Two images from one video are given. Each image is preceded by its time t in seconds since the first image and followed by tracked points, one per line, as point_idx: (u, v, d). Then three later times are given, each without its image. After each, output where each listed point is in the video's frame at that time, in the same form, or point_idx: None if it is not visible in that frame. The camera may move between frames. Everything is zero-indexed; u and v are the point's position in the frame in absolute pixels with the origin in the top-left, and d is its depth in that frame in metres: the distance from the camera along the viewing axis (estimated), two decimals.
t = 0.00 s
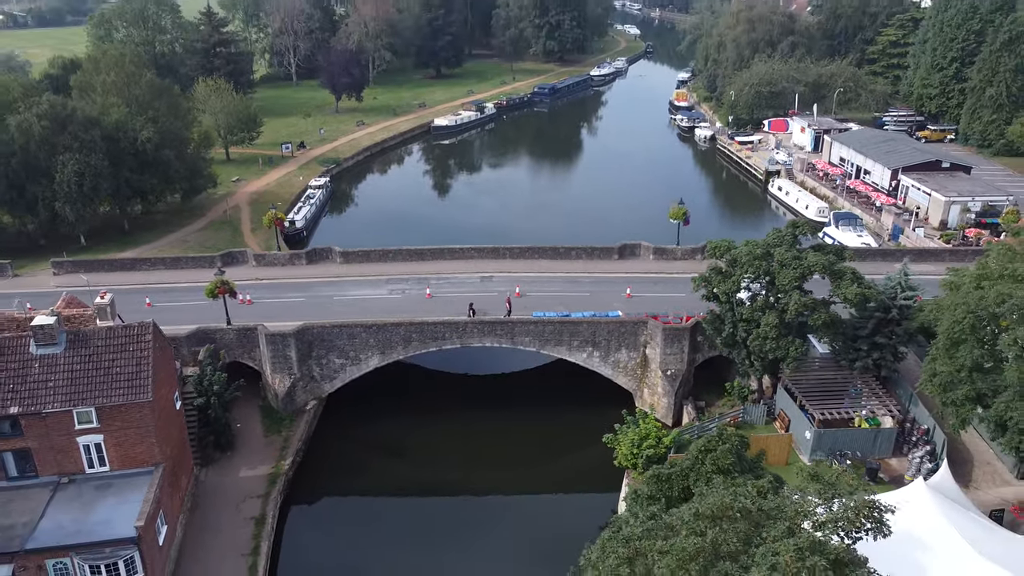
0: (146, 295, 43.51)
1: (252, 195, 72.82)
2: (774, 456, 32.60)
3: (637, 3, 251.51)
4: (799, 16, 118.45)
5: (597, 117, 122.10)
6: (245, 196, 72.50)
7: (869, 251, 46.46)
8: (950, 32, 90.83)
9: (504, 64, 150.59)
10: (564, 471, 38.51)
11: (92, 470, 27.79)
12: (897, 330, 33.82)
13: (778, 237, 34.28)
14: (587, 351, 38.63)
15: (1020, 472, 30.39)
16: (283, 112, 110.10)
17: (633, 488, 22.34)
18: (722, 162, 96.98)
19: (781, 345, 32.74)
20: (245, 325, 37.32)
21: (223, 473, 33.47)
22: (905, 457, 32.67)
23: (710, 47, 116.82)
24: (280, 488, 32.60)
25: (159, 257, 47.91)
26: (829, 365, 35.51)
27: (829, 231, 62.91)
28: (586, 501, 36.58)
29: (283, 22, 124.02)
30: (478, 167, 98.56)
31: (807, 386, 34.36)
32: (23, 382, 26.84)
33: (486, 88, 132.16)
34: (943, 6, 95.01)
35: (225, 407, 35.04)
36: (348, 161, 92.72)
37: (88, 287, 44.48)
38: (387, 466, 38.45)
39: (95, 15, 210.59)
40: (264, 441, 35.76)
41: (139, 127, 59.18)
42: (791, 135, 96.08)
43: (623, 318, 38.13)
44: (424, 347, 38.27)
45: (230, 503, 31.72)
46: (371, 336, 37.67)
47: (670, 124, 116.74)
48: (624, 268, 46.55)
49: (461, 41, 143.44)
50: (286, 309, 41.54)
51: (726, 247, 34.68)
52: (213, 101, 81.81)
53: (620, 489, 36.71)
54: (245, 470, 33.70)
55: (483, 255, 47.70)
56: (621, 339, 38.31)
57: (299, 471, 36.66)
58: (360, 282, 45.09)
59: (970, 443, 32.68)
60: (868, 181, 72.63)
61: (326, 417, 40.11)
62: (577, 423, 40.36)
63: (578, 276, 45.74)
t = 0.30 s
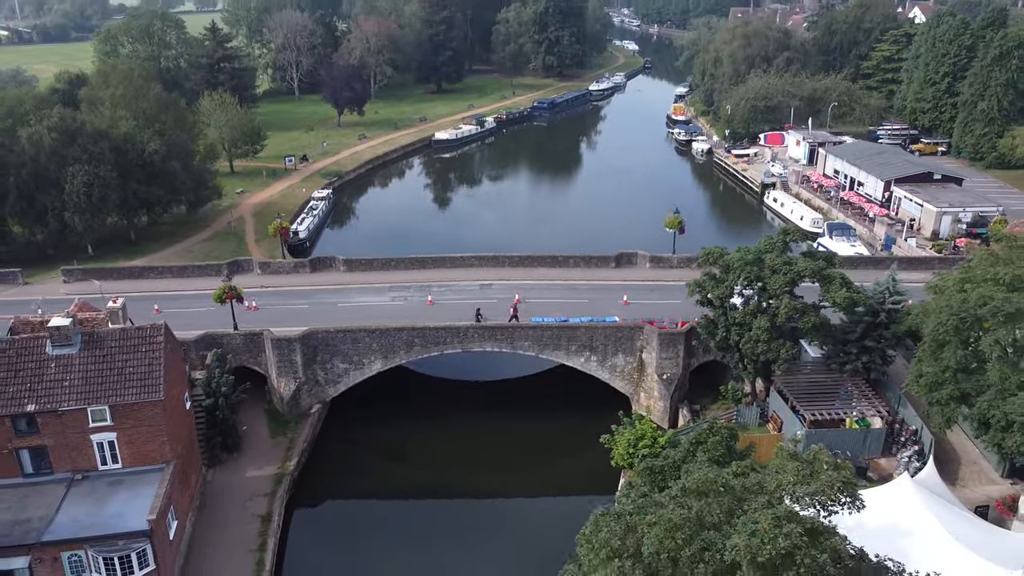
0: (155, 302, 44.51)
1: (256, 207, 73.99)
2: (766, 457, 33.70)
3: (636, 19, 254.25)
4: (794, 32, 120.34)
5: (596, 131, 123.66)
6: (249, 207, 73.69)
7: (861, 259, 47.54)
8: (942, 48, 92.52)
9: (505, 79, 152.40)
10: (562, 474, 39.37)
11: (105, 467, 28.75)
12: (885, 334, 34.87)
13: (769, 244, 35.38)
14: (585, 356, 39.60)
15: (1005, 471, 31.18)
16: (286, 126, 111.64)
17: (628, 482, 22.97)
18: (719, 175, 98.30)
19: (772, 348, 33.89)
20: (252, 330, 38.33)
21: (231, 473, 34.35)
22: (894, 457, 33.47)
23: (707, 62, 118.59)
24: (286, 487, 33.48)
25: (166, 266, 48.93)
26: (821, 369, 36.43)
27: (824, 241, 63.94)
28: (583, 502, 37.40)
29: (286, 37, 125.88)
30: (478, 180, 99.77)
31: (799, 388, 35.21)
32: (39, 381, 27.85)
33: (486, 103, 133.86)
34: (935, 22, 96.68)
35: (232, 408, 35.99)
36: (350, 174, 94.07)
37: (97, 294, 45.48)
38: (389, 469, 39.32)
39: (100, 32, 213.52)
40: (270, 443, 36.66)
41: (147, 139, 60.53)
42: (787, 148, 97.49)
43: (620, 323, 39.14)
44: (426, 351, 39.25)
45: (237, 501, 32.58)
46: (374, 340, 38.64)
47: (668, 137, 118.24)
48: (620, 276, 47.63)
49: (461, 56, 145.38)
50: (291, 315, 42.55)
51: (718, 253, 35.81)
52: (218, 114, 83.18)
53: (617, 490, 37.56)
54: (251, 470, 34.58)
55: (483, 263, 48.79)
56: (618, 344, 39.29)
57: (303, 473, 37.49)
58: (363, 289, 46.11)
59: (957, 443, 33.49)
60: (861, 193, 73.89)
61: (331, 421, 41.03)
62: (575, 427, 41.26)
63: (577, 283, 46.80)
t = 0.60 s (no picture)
0: (162, 309, 45.49)
1: (259, 218, 75.19)
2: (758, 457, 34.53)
3: (634, 36, 257.05)
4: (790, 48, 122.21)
5: (594, 145, 125.21)
6: (252, 219, 74.89)
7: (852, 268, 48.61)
8: (934, 63, 94.17)
9: (504, 94, 154.27)
10: (562, 476, 40.21)
11: (117, 466, 29.69)
12: (874, 338, 35.88)
13: (761, 250, 36.45)
14: (582, 361, 40.56)
15: (992, 471, 31.90)
16: (289, 140, 113.12)
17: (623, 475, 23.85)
18: (716, 187, 99.61)
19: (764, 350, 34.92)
20: (258, 336, 39.32)
21: (238, 474, 35.27)
22: (884, 458, 34.21)
23: (703, 77, 120.26)
24: (292, 488, 34.38)
25: (173, 274, 49.94)
26: (813, 373, 37.43)
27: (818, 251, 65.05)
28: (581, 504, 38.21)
29: (289, 53, 127.66)
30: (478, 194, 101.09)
31: (791, 391, 36.15)
32: (55, 381, 28.83)
33: (486, 117, 135.55)
34: (928, 37, 98.34)
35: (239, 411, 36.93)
36: (352, 186, 95.36)
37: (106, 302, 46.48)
38: (392, 471, 40.21)
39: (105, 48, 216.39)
40: (275, 445, 37.59)
41: (154, 152, 61.80)
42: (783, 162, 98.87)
43: (617, 329, 40.14)
44: (428, 357, 40.20)
45: (243, 501, 33.46)
46: (377, 345, 39.60)
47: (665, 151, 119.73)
48: (617, 284, 48.68)
49: (462, 72, 147.22)
50: (295, 322, 43.53)
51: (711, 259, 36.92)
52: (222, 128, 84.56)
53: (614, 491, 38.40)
54: (257, 471, 35.50)
55: (483, 271, 49.86)
56: (615, 349, 40.27)
57: (308, 476, 38.38)
58: (366, 297, 47.12)
59: (945, 444, 34.28)
60: (855, 205, 75.13)
61: (335, 426, 41.94)
62: (575, 430, 42.17)
63: (575, 291, 47.84)
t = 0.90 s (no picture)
0: (168, 315, 46.39)
1: (262, 229, 76.22)
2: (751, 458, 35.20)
3: (633, 50, 259.38)
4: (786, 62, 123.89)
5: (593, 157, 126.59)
6: (256, 229, 75.96)
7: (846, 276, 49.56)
8: (928, 76, 95.58)
9: (504, 107, 155.93)
10: (562, 479, 40.92)
11: (127, 465, 30.53)
12: (865, 343, 36.78)
13: (754, 256, 37.42)
14: (581, 366, 41.42)
15: (979, 471, 32.52)
16: (291, 152, 114.33)
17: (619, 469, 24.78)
18: (713, 199, 100.77)
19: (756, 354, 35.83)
20: (263, 341, 40.23)
21: (243, 475, 36.07)
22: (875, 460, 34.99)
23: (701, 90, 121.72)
24: (296, 488, 35.14)
25: (178, 282, 50.84)
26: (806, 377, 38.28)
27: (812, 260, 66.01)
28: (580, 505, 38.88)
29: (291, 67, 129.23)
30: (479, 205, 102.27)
31: (785, 394, 36.98)
32: (68, 382, 29.72)
33: (486, 130, 136.97)
34: (921, 51, 99.83)
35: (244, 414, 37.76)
36: (353, 198, 96.52)
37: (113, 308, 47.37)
38: (392, 474, 40.83)
39: (108, 62, 218.15)
40: (280, 447, 38.37)
41: (160, 163, 62.91)
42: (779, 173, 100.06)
43: (614, 334, 41.03)
44: (429, 361, 41.06)
45: (249, 501, 34.24)
46: (379, 350, 40.48)
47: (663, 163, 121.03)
48: (615, 292, 49.62)
49: (462, 85, 148.95)
50: (299, 328, 44.44)
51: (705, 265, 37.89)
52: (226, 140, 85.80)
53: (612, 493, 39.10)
54: (262, 472, 36.31)
55: (484, 279, 50.82)
56: (612, 354, 41.14)
57: (311, 478, 39.13)
58: (368, 304, 48.01)
59: (935, 445, 34.92)
60: (850, 216, 76.21)
61: (338, 429, 42.74)
62: (575, 434, 43.00)
63: (573, 298, 48.78)
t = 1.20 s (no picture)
0: (175, 323, 47.42)
1: (266, 241, 77.36)
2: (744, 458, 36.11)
3: (631, 66, 262.04)
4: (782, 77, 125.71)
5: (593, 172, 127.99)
6: (259, 241, 77.11)
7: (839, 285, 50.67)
8: (920, 91, 97.17)
9: (504, 122, 157.71)
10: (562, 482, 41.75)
11: (138, 464, 31.48)
12: (856, 348, 37.81)
13: (747, 264, 38.51)
14: (578, 371, 42.40)
15: (966, 471, 33.36)
16: (293, 166, 115.74)
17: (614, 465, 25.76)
18: (709, 212, 102.08)
19: (749, 358, 36.93)
20: (269, 347, 41.25)
21: (249, 477, 37.00)
22: (865, 460, 35.79)
23: (698, 105, 123.45)
24: (300, 489, 36.05)
25: (184, 292, 51.85)
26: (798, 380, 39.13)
27: (807, 270, 67.07)
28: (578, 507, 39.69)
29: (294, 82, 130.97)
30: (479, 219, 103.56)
31: (779, 397, 37.73)
32: (82, 384, 30.72)
33: (486, 144, 138.59)
34: (914, 66, 101.47)
35: (250, 417, 38.68)
36: (355, 211, 97.81)
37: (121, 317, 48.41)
38: (392, 478, 41.64)
39: (111, 78, 220.36)
40: (285, 451, 39.30)
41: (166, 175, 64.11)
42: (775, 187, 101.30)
43: (611, 341, 42.02)
44: (431, 367, 42.02)
45: (255, 502, 35.15)
46: (382, 357, 41.46)
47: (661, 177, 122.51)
48: (613, 301, 50.71)
49: (462, 100, 150.84)
50: (303, 335, 45.45)
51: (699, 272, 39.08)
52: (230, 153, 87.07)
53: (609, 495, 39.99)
54: (267, 474, 37.24)
55: (483, 289, 51.90)
56: (610, 360, 42.11)
57: (316, 482, 39.98)
58: (371, 313, 49.05)
59: (923, 447, 35.81)
60: (844, 227, 77.46)
61: (342, 435, 43.67)
62: (574, 439, 43.92)
63: (571, 307, 49.86)
